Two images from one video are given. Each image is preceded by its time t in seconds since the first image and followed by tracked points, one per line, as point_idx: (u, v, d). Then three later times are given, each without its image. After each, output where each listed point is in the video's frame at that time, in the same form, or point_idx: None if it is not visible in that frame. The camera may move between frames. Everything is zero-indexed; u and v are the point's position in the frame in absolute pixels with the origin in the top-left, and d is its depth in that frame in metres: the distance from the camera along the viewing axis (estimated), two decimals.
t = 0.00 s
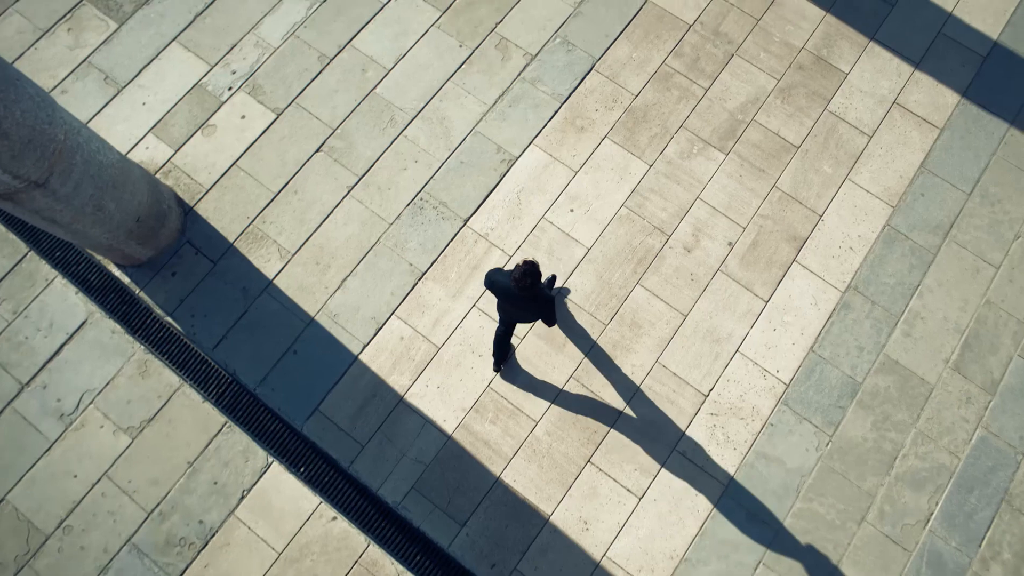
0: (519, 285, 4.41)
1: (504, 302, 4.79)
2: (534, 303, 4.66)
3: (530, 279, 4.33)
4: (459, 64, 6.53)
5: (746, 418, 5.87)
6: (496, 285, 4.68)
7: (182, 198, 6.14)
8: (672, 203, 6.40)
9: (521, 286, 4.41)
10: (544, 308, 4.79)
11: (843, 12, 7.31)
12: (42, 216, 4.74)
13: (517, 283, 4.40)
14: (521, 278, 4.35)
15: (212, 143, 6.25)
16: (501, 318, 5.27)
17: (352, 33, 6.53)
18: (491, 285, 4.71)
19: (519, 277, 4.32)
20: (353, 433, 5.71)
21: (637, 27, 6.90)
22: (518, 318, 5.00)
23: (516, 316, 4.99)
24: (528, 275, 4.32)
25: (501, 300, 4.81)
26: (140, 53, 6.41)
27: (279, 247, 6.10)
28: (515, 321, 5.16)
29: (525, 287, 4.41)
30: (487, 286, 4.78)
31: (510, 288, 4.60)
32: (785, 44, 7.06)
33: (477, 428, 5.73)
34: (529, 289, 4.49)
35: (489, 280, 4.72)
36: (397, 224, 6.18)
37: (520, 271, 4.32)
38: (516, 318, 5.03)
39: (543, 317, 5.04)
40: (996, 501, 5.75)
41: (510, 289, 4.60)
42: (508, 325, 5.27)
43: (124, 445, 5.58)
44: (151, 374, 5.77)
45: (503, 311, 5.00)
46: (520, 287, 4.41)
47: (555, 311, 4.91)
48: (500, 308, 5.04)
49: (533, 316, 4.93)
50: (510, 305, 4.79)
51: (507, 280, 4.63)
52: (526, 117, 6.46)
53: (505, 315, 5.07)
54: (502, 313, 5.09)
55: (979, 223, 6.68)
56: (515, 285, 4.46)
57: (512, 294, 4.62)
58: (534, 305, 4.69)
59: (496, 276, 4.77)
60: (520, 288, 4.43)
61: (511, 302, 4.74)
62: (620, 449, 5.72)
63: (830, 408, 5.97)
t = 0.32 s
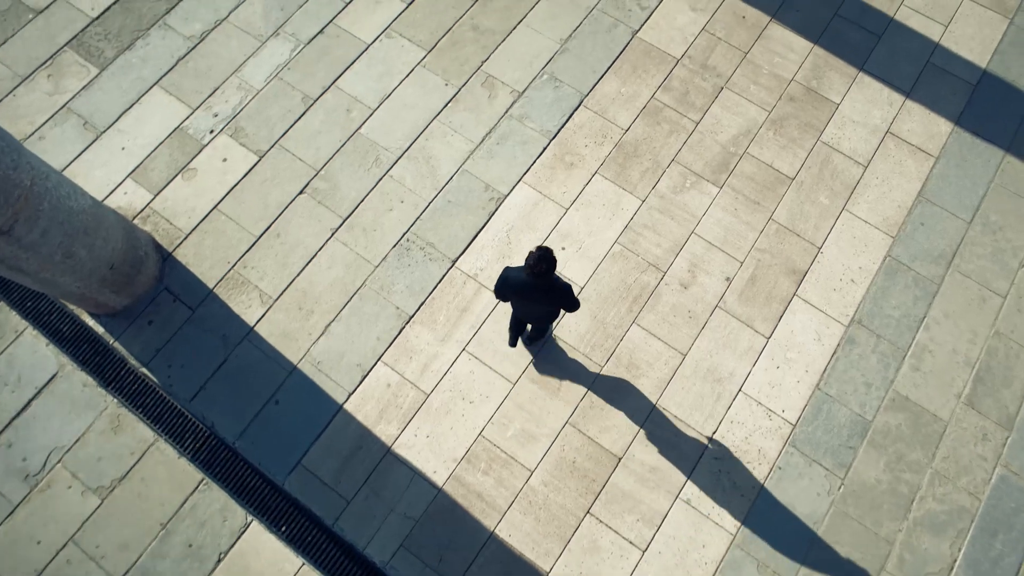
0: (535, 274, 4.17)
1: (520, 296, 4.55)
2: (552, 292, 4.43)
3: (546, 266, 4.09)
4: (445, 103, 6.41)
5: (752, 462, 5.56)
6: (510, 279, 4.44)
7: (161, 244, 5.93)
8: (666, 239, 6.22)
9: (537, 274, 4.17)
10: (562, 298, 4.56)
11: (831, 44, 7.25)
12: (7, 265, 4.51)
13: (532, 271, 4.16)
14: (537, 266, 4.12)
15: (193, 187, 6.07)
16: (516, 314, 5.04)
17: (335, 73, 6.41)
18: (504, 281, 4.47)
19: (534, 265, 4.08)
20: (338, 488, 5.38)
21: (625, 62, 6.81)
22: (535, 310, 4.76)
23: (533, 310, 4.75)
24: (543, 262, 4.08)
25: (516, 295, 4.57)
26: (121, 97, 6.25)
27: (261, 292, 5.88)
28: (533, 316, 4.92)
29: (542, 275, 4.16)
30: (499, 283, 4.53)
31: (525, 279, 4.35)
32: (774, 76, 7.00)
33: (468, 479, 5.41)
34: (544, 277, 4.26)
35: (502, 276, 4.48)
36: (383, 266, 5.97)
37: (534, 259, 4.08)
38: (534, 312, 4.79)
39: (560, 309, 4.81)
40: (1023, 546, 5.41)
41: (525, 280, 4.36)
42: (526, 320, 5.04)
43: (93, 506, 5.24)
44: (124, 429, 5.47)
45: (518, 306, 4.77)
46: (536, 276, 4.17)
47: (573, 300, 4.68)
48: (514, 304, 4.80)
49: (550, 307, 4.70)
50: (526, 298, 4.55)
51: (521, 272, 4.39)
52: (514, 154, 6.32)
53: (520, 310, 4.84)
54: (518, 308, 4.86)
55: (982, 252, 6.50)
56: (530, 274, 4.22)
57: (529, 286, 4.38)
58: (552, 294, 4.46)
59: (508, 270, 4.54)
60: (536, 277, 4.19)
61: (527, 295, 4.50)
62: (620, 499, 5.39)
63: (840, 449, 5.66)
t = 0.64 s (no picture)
0: (536, 268, 3.92)
1: (524, 296, 4.29)
2: (556, 290, 4.17)
3: (548, 258, 3.84)
4: (427, 147, 6.28)
5: (762, 512, 5.21)
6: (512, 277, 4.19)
7: (133, 300, 5.65)
8: (659, 279, 6.02)
9: (539, 269, 3.92)
10: (567, 298, 4.29)
11: (815, 78, 7.22)
12: None
13: (534, 266, 3.91)
14: (538, 259, 3.87)
15: (167, 240, 5.83)
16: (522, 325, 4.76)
17: (315, 121, 6.27)
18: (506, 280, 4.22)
19: (535, 258, 3.84)
20: (320, 556, 4.98)
21: (610, 101, 6.73)
22: (540, 318, 4.47)
23: (538, 316, 4.47)
24: (545, 253, 3.83)
25: (520, 295, 4.31)
26: (95, 151, 6.03)
27: (238, 347, 5.60)
28: (539, 327, 4.62)
29: (544, 269, 3.91)
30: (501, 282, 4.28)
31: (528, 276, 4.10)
32: (760, 112, 6.94)
33: (459, 541, 5.04)
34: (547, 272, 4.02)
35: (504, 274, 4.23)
36: (366, 316, 5.73)
37: (535, 250, 3.84)
38: (539, 319, 4.51)
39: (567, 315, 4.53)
40: None
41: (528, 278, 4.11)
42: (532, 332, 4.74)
43: None
44: (89, 499, 5.08)
45: (523, 311, 4.49)
46: (537, 270, 3.92)
47: (579, 301, 4.41)
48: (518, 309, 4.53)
49: (556, 312, 4.41)
50: (529, 299, 4.29)
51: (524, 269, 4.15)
52: (499, 198, 6.17)
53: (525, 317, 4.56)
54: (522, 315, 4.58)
55: (983, 282, 6.33)
56: (531, 269, 3.97)
57: (532, 284, 4.13)
58: (556, 293, 4.20)
59: (510, 269, 4.29)
60: (537, 271, 3.94)
61: (531, 295, 4.24)
62: (623, 558, 5.02)
63: (854, 495, 5.33)
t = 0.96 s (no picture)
0: (531, 255, 3.98)
1: (516, 287, 4.35)
2: (550, 284, 4.21)
3: (544, 245, 3.91)
4: (404, 195, 6.12)
5: (774, 565, 4.85)
6: (506, 267, 4.24)
7: (96, 365, 5.31)
8: (648, 320, 5.80)
9: (534, 257, 3.98)
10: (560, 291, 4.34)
11: (793, 112, 7.21)
12: None
13: (529, 253, 3.98)
14: (533, 247, 3.94)
15: (134, 300, 5.53)
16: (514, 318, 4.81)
17: (289, 173, 6.08)
18: (500, 271, 4.28)
19: (530, 244, 3.91)
20: None
21: (589, 142, 6.64)
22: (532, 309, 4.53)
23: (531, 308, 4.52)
24: (540, 241, 3.90)
25: (513, 286, 4.36)
26: (60, 211, 5.77)
27: (208, 411, 5.25)
28: (529, 317, 4.68)
29: (539, 256, 3.98)
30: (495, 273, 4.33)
31: (522, 267, 4.16)
32: (740, 147, 6.89)
33: None
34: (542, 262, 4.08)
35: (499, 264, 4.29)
36: (344, 372, 5.44)
37: (531, 236, 3.91)
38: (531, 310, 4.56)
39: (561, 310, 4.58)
40: None
41: (522, 269, 4.16)
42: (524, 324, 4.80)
43: None
44: None
45: (515, 302, 4.55)
46: (532, 257, 3.98)
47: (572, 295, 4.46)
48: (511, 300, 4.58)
49: (549, 305, 4.46)
50: (522, 290, 4.34)
51: (519, 261, 4.20)
52: (480, 243, 5.98)
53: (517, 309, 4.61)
54: (515, 307, 4.63)
55: (980, 308, 6.16)
56: (526, 257, 4.03)
57: (525, 275, 4.18)
58: (550, 287, 4.24)
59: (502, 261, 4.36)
60: (533, 259, 4.00)
61: (524, 286, 4.29)
62: None
63: (870, 542, 4.99)
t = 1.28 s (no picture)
0: (530, 254, 3.95)
1: (511, 295, 4.25)
2: (546, 286, 4.16)
3: (543, 243, 3.89)
4: (381, 249, 5.94)
5: None
6: (502, 272, 4.15)
7: (51, 439, 4.85)
8: (638, 368, 5.56)
9: (532, 255, 3.95)
10: (555, 296, 4.29)
11: (771, 152, 7.19)
12: None
13: (528, 252, 3.93)
14: (532, 246, 3.91)
15: (94, 367, 5.15)
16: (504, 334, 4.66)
17: (261, 230, 5.87)
18: (494, 278, 4.19)
19: (530, 242, 3.87)
20: None
21: (568, 189, 6.54)
22: (525, 320, 4.42)
23: (524, 319, 4.41)
24: (539, 239, 3.88)
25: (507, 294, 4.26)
26: (18, 277, 5.46)
27: (173, 484, 4.79)
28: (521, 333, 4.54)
29: (538, 255, 3.94)
30: (489, 281, 4.23)
31: (518, 270, 4.09)
32: (722, 188, 6.82)
33: None
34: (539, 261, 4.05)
35: (492, 270, 4.20)
36: (320, 436, 5.07)
37: (530, 235, 3.88)
38: (524, 322, 4.44)
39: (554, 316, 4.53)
40: None
41: (519, 271, 4.10)
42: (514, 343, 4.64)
43: None
44: None
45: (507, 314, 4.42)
46: (532, 256, 3.94)
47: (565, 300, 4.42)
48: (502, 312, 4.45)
49: (542, 312, 4.39)
50: (517, 297, 4.25)
51: (515, 265, 4.14)
52: (460, 295, 5.77)
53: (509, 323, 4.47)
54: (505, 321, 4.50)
55: (979, 341, 5.98)
56: (524, 256, 4.00)
57: (522, 279, 4.11)
58: (546, 290, 4.19)
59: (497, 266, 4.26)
60: (532, 258, 3.96)
61: (520, 293, 4.20)
62: None
63: None
